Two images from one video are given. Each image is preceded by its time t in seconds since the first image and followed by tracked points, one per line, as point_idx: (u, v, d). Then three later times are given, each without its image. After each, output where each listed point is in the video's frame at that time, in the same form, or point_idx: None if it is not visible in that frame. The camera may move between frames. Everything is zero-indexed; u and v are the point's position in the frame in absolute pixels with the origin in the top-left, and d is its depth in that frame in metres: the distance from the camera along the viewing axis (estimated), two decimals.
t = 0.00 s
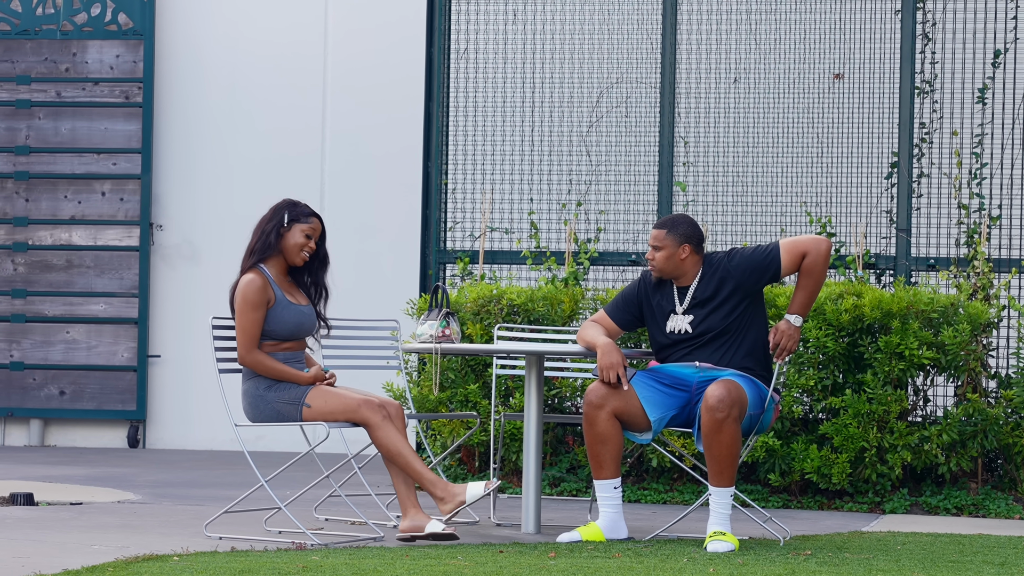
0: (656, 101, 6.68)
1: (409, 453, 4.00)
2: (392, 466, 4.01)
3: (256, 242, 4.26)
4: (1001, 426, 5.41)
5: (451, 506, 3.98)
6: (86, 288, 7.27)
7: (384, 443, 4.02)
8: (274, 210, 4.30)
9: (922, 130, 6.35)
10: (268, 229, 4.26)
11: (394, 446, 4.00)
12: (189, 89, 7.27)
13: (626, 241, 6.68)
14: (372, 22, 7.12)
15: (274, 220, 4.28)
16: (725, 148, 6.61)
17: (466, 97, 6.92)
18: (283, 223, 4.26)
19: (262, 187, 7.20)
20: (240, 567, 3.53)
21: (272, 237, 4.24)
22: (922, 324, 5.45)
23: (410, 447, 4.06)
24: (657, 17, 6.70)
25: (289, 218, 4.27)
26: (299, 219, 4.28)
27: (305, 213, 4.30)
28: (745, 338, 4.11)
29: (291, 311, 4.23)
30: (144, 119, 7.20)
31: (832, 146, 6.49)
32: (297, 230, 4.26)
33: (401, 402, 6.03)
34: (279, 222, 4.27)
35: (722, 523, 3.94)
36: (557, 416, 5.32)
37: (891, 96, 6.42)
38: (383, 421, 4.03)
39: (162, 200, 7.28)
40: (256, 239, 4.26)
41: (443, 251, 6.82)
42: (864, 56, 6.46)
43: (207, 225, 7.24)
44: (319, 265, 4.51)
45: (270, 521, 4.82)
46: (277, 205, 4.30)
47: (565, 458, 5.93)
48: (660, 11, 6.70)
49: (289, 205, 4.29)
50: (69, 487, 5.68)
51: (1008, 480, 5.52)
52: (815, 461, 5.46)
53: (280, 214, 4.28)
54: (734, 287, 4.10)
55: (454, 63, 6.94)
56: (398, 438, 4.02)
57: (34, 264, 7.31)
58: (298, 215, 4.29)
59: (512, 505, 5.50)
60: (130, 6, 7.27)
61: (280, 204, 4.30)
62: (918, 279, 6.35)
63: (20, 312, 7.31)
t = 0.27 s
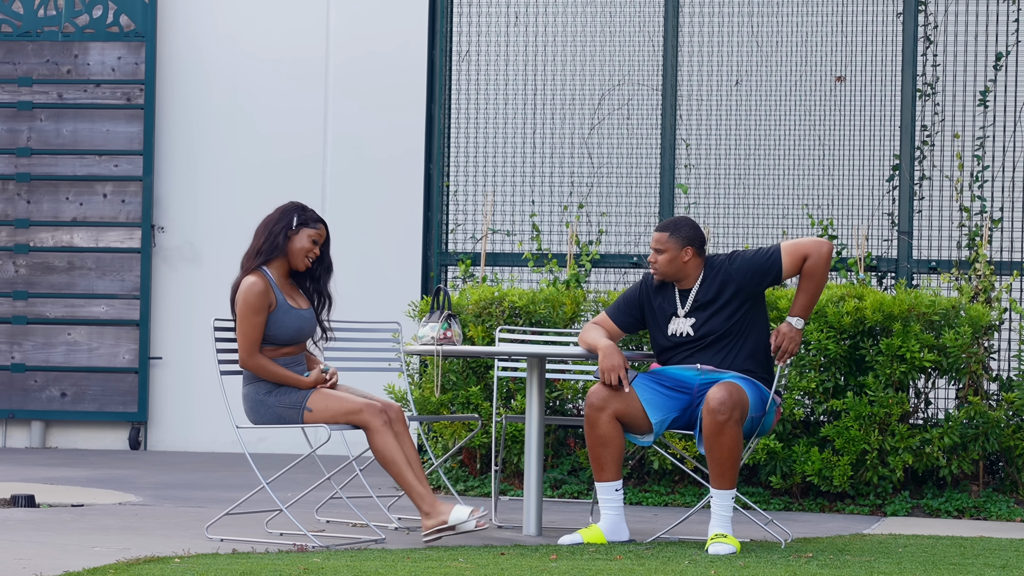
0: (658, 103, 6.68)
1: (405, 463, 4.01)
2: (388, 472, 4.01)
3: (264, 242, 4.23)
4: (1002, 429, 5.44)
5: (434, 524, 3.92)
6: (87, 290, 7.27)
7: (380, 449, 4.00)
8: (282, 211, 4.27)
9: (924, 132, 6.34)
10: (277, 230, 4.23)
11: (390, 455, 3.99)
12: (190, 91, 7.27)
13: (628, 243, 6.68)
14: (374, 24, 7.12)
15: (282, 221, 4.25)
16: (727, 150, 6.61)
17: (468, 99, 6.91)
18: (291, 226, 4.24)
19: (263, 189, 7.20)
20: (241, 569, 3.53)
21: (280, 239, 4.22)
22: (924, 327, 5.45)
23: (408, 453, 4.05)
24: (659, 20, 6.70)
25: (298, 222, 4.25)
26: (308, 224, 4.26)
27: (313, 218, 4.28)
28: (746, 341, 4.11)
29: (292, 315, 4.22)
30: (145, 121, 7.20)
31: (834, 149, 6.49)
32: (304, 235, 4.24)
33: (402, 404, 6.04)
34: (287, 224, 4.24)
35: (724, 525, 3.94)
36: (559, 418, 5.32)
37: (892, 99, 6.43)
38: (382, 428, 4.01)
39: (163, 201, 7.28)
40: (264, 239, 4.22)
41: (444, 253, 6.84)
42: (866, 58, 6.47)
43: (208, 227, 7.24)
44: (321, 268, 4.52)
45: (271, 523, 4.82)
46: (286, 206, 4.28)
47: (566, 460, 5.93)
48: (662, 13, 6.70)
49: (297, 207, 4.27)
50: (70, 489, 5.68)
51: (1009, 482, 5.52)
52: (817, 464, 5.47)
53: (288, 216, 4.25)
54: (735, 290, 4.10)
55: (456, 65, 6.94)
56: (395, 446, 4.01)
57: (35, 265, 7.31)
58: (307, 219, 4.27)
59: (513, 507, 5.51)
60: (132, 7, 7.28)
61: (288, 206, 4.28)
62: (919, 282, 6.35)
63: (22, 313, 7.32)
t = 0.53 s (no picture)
0: (658, 104, 6.68)
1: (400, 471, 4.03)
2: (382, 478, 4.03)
3: (271, 240, 4.21)
4: (1003, 431, 5.44)
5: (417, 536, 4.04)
6: (88, 291, 7.28)
7: (378, 456, 4.02)
8: (282, 208, 4.26)
9: (924, 134, 6.34)
10: (282, 226, 4.22)
11: (387, 461, 4.01)
12: (191, 92, 7.28)
13: (628, 244, 6.68)
14: (375, 25, 7.13)
15: (285, 218, 4.23)
16: (728, 152, 6.61)
17: (469, 100, 6.91)
18: (296, 222, 4.25)
19: (264, 191, 7.20)
20: (242, 570, 3.53)
21: (289, 235, 4.22)
22: (924, 329, 5.45)
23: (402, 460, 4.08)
24: (659, 21, 6.70)
25: (302, 218, 4.27)
26: (310, 219, 4.30)
27: (314, 212, 4.32)
28: (747, 343, 4.11)
29: (299, 312, 4.23)
30: (146, 123, 7.20)
31: (835, 150, 6.50)
32: (310, 229, 4.28)
33: (403, 405, 6.04)
34: (292, 221, 4.25)
35: (725, 526, 3.93)
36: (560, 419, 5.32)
37: (893, 100, 6.43)
38: (383, 435, 4.03)
39: (164, 203, 7.28)
40: (271, 237, 4.20)
41: (446, 255, 6.79)
42: (867, 60, 6.47)
43: (209, 228, 7.24)
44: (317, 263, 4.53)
45: (272, 524, 4.82)
46: (284, 203, 4.26)
47: (567, 461, 5.94)
48: (662, 15, 6.70)
49: (297, 203, 4.27)
50: (71, 490, 5.68)
51: (1010, 484, 5.52)
52: (817, 465, 5.46)
53: (291, 213, 4.25)
54: (736, 292, 4.10)
55: (456, 66, 6.94)
56: (393, 455, 4.02)
57: (36, 267, 7.31)
58: (309, 214, 4.30)
59: (513, 509, 5.50)
60: (133, 9, 7.29)
61: (288, 203, 4.26)
62: (920, 283, 6.35)
63: (22, 315, 7.32)
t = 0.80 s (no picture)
0: (659, 105, 6.68)
1: (402, 470, 4.03)
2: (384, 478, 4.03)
3: (269, 245, 4.21)
4: (1004, 431, 5.44)
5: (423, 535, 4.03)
6: (89, 292, 7.28)
7: (379, 456, 4.01)
8: (276, 212, 4.26)
9: (925, 135, 6.34)
10: (280, 231, 4.23)
11: (389, 461, 4.01)
12: (191, 93, 7.28)
13: (629, 245, 6.69)
14: (375, 26, 7.12)
15: (281, 223, 4.24)
16: (728, 152, 6.61)
17: (469, 100, 6.91)
18: (293, 224, 4.26)
19: (264, 191, 7.20)
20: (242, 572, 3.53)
21: (288, 239, 4.23)
22: (925, 329, 5.45)
23: (404, 458, 4.08)
24: (660, 22, 6.71)
25: (298, 220, 4.28)
26: (307, 219, 4.30)
27: (309, 211, 4.31)
28: (747, 344, 4.11)
29: (301, 314, 4.23)
30: (146, 124, 7.20)
31: (835, 151, 6.50)
32: (308, 229, 4.29)
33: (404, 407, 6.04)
34: (288, 224, 4.25)
35: (725, 527, 3.93)
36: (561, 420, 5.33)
37: (894, 101, 6.42)
38: (384, 435, 4.02)
39: (164, 204, 7.28)
40: (269, 242, 4.20)
41: (446, 255, 6.82)
42: (867, 61, 6.47)
43: (209, 229, 7.24)
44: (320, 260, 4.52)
45: (273, 526, 4.82)
46: (277, 206, 4.26)
47: (568, 462, 5.94)
48: (663, 15, 6.70)
49: (291, 205, 4.27)
50: (71, 491, 5.68)
51: (1010, 485, 5.52)
52: (818, 466, 5.47)
53: (286, 216, 4.25)
54: (736, 293, 4.11)
55: (457, 67, 6.94)
56: (394, 454, 4.02)
57: (36, 268, 7.31)
58: (304, 215, 4.30)
59: (514, 510, 5.50)
60: (133, 10, 7.29)
61: (281, 205, 4.26)
62: (920, 284, 6.35)
63: (23, 316, 7.32)
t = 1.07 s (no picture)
0: (659, 105, 6.68)
1: (399, 468, 4.01)
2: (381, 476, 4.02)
3: (274, 250, 4.22)
4: (1004, 432, 5.45)
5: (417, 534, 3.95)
6: (89, 292, 7.27)
7: (377, 453, 4.01)
8: (280, 217, 4.27)
9: (925, 135, 6.34)
10: (284, 236, 4.24)
11: (386, 459, 4.00)
12: (191, 93, 7.27)
13: (629, 245, 6.69)
14: (375, 27, 7.12)
15: (285, 228, 4.25)
16: (728, 153, 6.61)
17: (470, 100, 6.91)
18: (297, 229, 4.26)
19: (264, 192, 7.20)
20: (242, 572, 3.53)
21: (293, 243, 4.24)
22: (925, 330, 5.45)
23: (402, 458, 4.05)
24: (660, 22, 6.71)
25: (301, 223, 4.27)
26: (310, 220, 4.29)
27: (312, 211, 4.30)
28: (747, 344, 4.11)
29: (306, 312, 4.24)
30: (146, 124, 7.20)
31: (835, 151, 6.50)
32: (313, 230, 4.29)
33: (404, 407, 6.04)
34: (292, 229, 4.25)
35: (725, 528, 3.93)
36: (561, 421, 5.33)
37: (894, 101, 6.42)
38: (382, 432, 4.02)
39: (164, 204, 7.27)
40: (274, 247, 4.22)
41: (445, 255, 6.82)
42: (867, 61, 6.47)
43: (209, 229, 7.24)
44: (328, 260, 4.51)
45: (273, 526, 4.83)
46: (280, 211, 4.27)
47: (568, 463, 5.94)
48: (663, 16, 6.71)
49: (294, 208, 4.27)
50: (71, 491, 5.68)
51: (1010, 485, 5.53)
52: (818, 467, 5.47)
53: (289, 221, 4.25)
54: (736, 293, 4.11)
55: (457, 67, 6.94)
56: (392, 452, 4.01)
57: (36, 268, 7.31)
58: (307, 216, 4.29)
59: (514, 510, 5.50)
60: (133, 10, 7.29)
61: (284, 210, 4.27)
62: (920, 284, 6.35)
63: (22, 316, 7.31)
